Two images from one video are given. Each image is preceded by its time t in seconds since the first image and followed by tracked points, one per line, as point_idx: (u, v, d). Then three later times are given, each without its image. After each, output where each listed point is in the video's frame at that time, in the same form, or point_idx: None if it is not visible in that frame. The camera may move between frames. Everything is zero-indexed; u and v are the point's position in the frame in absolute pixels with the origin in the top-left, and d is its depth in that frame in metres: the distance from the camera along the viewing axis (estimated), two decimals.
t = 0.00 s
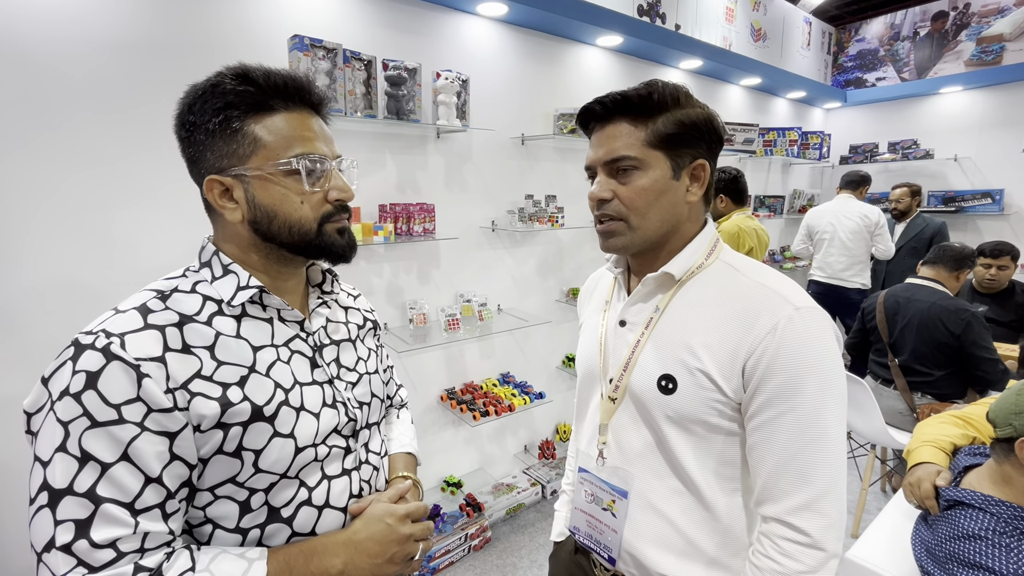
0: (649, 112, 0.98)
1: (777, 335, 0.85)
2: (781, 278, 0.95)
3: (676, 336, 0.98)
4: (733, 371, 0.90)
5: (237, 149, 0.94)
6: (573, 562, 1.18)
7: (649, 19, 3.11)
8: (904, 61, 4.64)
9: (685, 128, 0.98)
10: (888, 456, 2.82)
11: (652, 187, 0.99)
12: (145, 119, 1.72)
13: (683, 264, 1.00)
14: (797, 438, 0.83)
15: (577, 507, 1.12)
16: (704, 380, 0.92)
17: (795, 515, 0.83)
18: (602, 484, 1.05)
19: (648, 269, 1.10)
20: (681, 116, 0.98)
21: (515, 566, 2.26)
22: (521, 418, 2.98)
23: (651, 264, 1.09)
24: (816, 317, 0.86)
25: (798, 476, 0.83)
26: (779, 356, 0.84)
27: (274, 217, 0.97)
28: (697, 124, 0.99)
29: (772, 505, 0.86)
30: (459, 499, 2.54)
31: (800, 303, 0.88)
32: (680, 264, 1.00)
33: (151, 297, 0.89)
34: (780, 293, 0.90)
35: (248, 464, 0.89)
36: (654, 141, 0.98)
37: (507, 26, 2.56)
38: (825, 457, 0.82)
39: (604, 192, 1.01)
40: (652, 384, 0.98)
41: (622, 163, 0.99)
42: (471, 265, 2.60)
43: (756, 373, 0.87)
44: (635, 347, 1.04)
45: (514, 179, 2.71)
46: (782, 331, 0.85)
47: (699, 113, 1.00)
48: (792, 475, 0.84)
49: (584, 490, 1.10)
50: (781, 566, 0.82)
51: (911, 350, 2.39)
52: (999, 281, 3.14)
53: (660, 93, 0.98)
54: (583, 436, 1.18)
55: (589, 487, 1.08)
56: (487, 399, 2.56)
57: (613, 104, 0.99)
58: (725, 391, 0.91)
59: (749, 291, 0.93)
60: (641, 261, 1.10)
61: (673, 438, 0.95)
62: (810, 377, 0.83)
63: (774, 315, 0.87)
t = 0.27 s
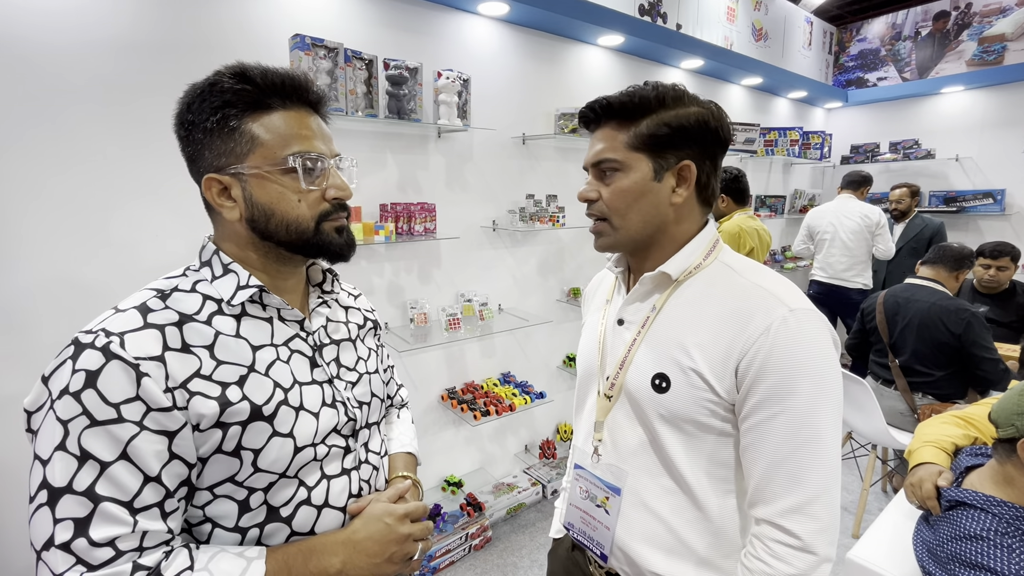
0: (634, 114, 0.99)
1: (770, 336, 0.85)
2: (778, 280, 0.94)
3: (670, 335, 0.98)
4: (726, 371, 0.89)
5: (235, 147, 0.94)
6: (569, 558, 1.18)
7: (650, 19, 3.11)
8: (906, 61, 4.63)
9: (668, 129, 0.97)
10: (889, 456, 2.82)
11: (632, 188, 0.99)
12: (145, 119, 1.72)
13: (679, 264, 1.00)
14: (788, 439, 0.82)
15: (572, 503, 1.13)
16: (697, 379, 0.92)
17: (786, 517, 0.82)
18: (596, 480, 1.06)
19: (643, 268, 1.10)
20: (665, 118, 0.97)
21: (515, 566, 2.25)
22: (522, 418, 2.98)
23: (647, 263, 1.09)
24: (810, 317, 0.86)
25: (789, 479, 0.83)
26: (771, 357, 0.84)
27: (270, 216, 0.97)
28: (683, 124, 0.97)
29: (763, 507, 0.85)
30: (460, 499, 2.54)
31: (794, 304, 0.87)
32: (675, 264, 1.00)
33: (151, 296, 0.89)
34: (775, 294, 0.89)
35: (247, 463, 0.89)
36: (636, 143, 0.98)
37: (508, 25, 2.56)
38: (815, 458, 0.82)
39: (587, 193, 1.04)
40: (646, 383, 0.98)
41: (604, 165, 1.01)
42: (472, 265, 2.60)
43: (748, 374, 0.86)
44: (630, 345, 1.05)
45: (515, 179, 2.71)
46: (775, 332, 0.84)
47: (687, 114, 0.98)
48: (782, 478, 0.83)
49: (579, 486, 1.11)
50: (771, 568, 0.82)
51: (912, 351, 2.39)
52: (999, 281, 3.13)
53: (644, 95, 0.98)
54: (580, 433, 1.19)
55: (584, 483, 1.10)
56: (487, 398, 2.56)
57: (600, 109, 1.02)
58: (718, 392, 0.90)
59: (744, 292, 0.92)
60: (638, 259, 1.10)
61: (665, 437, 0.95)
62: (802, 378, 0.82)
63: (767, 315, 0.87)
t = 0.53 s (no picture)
0: (626, 115, 1.00)
1: (760, 339, 0.84)
2: (776, 281, 0.93)
3: (663, 334, 0.98)
4: (716, 373, 0.89)
5: (233, 146, 0.94)
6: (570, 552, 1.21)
7: (651, 18, 3.10)
8: (906, 61, 4.63)
9: (651, 130, 0.96)
10: (889, 457, 2.82)
11: (616, 188, 0.99)
12: (144, 118, 1.72)
13: (676, 264, 1.00)
14: (775, 444, 0.81)
15: (568, 498, 1.15)
16: (687, 380, 0.92)
17: (774, 524, 0.81)
18: (591, 476, 1.08)
19: (641, 267, 1.10)
20: (649, 120, 0.97)
21: (515, 566, 2.25)
22: (522, 418, 2.98)
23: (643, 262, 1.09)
24: (803, 320, 0.84)
25: (777, 485, 0.81)
26: (761, 359, 0.83)
27: (268, 215, 0.97)
28: (671, 125, 0.96)
29: (751, 512, 0.84)
30: (460, 499, 2.54)
31: (786, 306, 0.85)
32: (671, 264, 1.00)
33: (149, 296, 0.89)
34: (768, 297, 0.88)
35: (245, 463, 0.89)
36: (625, 143, 0.99)
37: (510, 25, 2.56)
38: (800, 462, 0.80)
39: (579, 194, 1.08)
40: (639, 382, 0.98)
41: (594, 167, 1.04)
42: (472, 264, 2.60)
43: (738, 375, 0.86)
44: (626, 344, 1.05)
45: (516, 178, 2.71)
46: (765, 335, 0.83)
47: (678, 115, 0.96)
48: (771, 483, 0.82)
49: (575, 481, 1.13)
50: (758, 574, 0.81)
51: (911, 351, 2.39)
52: (998, 281, 3.12)
53: (635, 96, 0.98)
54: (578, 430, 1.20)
55: (579, 478, 1.12)
56: (488, 398, 2.56)
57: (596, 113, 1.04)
58: (708, 393, 0.90)
59: (737, 294, 0.91)
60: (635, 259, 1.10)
61: (657, 437, 0.96)
62: (791, 383, 0.81)
63: (758, 318, 0.86)
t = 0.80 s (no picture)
0: (628, 118, 1.00)
1: (758, 344, 0.83)
2: (780, 286, 0.92)
3: (662, 335, 0.98)
4: (713, 377, 0.88)
5: (240, 146, 0.94)
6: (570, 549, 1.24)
7: (651, 18, 3.10)
8: (907, 61, 4.62)
9: (650, 135, 0.96)
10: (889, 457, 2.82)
11: (618, 192, 1.00)
12: (144, 117, 1.72)
13: (681, 266, 1.00)
14: (770, 451, 0.81)
15: (566, 493, 1.17)
16: (684, 383, 0.92)
17: (766, 531, 0.80)
18: (588, 472, 1.09)
19: (648, 267, 1.10)
20: (649, 124, 0.96)
21: (515, 566, 2.25)
22: (523, 417, 2.98)
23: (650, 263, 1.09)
24: (803, 329, 0.82)
25: (770, 493, 0.81)
26: (757, 364, 0.82)
27: (276, 214, 0.97)
28: (672, 128, 0.94)
29: (744, 518, 0.84)
30: (460, 498, 2.54)
31: (787, 313, 0.84)
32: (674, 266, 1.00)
33: (149, 295, 0.89)
34: (769, 301, 0.87)
35: (244, 463, 0.89)
36: (626, 147, 0.99)
37: (510, 24, 2.56)
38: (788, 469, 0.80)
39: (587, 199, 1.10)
40: (638, 382, 0.98)
41: (599, 173, 1.05)
42: (472, 264, 2.60)
43: (736, 379, 0.85)
44: (629, 342, 1.06)
45: (517, 178, 2.71)
46: (763, 340, 0.83)
47: (679, 117, 0.94)
48: (764, 490, 0.81)
49: (574, 477, 1.15)
50: None
51: (910, 351, 2.39)
52: (998, 280, 3.13)
53: (636, 99, 0.98)
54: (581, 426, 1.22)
55: (578, 474, 1.13)
56: (488, 398, 2.56)
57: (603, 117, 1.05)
58: (705, 397, 0.89)
59: (738, 298, 0.90)
60: (643, 259, 1.10)
61: (654, 437, 0.96)
62: (788, 391, 0.80)
63: (759, 323, 0.84)
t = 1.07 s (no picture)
0: (629, 122, 1.00)
1: (776, 349, 0.82)
2: (797, 289, 0.91)
3: (676, 339, 0.97)
4: (728, 381, 0.88)
5: (245, 145, 0.93)
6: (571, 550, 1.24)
7: (652, 17, 3.10)
8: (907, 61, 4.62)
9: (653, 137, 0.95)
10: (888, 457, 2.82)
11: (623, 197, 1.00)
12: (144, 115, 1.71)
13: (694, 268, 0.99)
14: (787, 455, 0.80)
15: (569, 496, 1.17)
16: (699, 386, 0.91)
17: (781, 537, 0.80)
18: (593, 476, 1.09)
19: (658, 269, 1.09)
20: (651, 126, 0.96)
21: (514, 565, 2.25)
22: (522, 417, 2.98)
23: (662, 265, 1.09)
24: (823, 333, 0.82)
25: (786, 498, 0.81)
26: (776, 369, 0.82)
27: (281, 213, 0.96)
28: (672, 129, 0.94)
29: (759, 523, 0.84)
30: (459, 498, 2.54)
31: (806, 317, 0.84)
32: (688, 268, 0.99)
33: (147, 293, 0.89)
34: (788, 306, 0.86)
35: (242, 461, 0.89)
36: (628, 150, 0.99)
37: (510, 23, 2.55)
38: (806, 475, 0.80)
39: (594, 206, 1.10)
40: (648, 385, 0.98)
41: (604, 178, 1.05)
42: (472, 263, 2.60)
43: (752, 383, 0.85)
44: (639, 345, 1.06)
45: (516, 177, 2.70)
46: (781, 345, 0.82)
47: (679, 117, 0.94)
48: (779, 494, 0.81)
49: (578, 480, 1.15)
50: None
51: (909, 351, 2.39)
52: (1001, 280, 3.12)
53: (636, 101, 0.98)
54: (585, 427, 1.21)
55: (582, 477, 1.13)
56: (488, 397, 2.56)
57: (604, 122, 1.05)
58: (720, 401, 0.89)
59: (755, 302, 0.89)
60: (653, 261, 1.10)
61: (664, 441, 0.95)
62: (806, 396, 0.80)
63: (777, 327, 0.84)
